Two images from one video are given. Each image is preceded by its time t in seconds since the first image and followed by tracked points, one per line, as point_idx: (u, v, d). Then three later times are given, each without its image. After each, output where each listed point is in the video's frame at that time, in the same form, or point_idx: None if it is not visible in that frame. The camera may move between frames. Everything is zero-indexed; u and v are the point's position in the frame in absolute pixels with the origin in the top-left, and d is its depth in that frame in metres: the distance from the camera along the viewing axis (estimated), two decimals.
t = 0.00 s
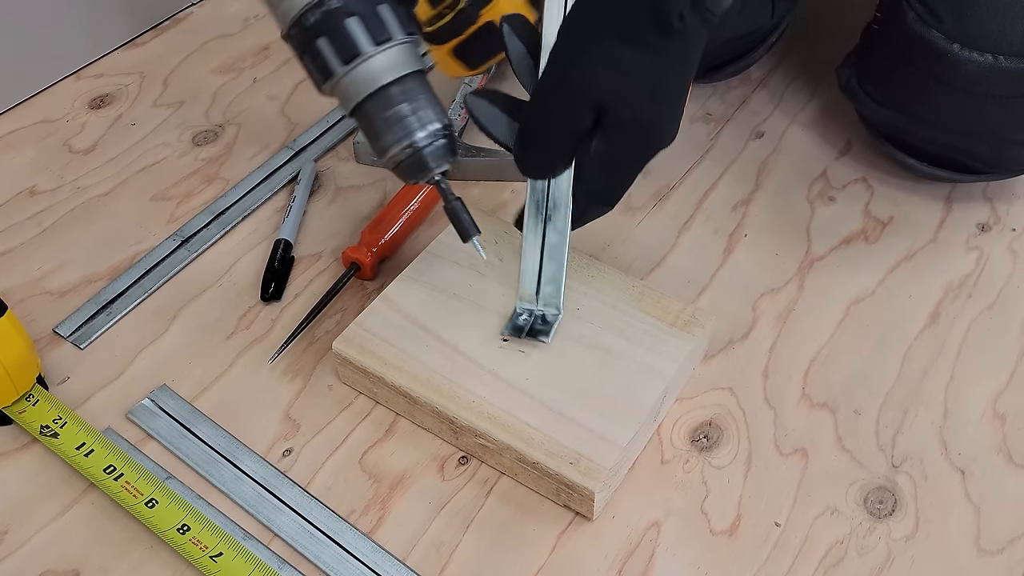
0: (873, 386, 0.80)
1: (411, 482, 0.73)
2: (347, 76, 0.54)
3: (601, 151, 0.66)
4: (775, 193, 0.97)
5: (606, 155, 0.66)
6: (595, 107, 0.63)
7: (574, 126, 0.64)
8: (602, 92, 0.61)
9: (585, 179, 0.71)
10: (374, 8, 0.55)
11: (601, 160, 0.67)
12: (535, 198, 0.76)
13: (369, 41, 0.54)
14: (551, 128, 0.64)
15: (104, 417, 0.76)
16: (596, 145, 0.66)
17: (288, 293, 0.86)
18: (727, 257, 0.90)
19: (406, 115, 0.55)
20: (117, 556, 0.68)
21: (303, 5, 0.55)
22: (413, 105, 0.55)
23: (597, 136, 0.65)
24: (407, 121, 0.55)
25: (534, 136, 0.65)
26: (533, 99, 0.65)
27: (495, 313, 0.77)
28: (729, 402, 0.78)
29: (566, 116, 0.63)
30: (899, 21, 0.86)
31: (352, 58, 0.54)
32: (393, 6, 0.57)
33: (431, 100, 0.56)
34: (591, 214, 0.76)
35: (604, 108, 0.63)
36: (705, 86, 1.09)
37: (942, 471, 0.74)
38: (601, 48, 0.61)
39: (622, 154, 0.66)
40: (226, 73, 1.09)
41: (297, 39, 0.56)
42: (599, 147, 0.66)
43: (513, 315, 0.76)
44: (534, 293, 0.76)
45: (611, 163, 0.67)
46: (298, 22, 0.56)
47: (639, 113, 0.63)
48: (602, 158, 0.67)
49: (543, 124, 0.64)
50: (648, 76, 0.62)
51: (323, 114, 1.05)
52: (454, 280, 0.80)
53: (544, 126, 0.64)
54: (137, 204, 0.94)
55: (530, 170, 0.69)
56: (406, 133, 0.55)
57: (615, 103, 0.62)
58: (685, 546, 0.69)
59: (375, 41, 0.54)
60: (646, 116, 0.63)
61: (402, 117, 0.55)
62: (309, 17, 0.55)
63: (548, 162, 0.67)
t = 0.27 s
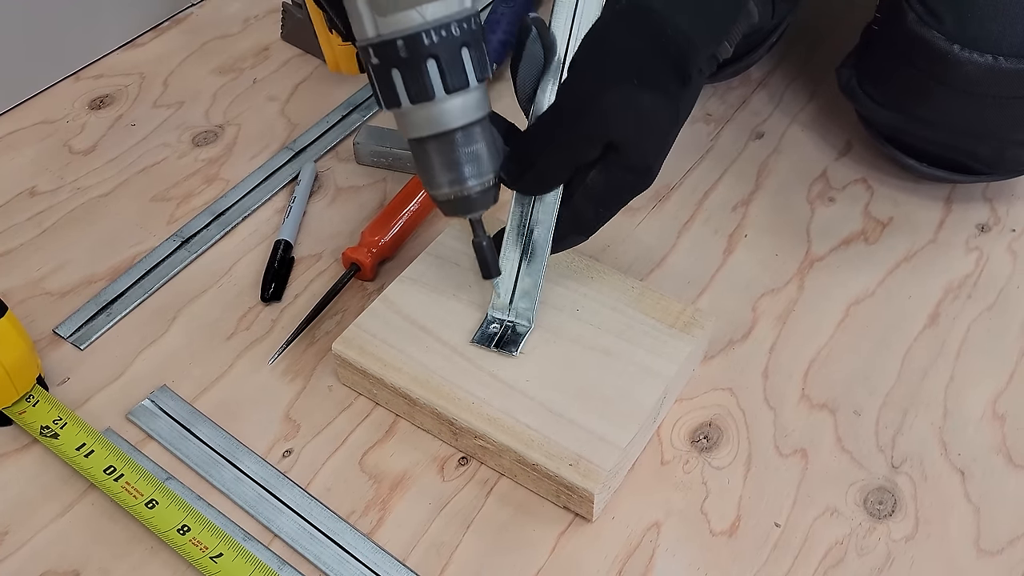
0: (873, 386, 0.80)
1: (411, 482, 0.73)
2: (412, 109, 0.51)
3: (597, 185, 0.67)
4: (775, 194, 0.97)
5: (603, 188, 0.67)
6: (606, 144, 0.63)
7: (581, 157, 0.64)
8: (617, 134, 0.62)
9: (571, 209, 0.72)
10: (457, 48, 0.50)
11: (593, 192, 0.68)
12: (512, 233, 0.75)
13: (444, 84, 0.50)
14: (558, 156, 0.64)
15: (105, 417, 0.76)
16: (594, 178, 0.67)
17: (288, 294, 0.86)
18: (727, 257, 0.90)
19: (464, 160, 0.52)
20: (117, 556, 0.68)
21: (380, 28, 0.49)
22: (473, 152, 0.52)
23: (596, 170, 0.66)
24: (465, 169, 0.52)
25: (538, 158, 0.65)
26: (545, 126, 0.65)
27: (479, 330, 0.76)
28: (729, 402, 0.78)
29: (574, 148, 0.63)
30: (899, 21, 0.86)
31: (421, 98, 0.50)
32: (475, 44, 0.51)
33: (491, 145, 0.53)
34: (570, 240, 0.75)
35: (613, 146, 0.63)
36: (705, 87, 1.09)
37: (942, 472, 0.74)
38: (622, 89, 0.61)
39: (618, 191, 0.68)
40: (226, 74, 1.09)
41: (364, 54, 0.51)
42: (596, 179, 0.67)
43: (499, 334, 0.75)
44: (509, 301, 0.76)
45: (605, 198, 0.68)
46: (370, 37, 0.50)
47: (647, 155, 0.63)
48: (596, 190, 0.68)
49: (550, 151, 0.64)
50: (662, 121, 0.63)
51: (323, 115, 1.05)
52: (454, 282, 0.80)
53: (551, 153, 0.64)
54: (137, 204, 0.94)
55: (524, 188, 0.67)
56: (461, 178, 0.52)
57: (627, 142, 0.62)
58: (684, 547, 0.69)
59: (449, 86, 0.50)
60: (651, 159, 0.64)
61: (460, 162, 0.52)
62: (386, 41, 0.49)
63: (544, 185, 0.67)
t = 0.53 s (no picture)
0: (871, 387, 0.80)
1: (410, 484, 0.73)
2: (441, 143, 0.55)
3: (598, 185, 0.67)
4: (774, 195, 0.97)
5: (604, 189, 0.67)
6: (608, 144, 0.63)
7: (584, 157, 0.64)
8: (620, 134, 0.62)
9: (571, 208, 0.72)
10: (489, 87, 0.54)
11: (594, 193, 0.68)
12: (513, 265, 0.74)
13: (475, 123, 0.54)
14: (562, 157, 0.64)
15: (103, 418, 0.77)
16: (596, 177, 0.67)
17: (287, 295, 0.86)
18: (726, 258, 0.90)
19: (486, 195, 0.57)
20: (116, 557, 0.68)
21: (416, 65, 0.53)
22: (495, 188, 0.57)
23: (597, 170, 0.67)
24: (487, 203, 0.57)
25: (542, 159, 0.65)
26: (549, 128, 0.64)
27: (478, 331, 0.76)
28: (728, 404, 0.78)
29: (578, 148, 0.64)
30: (898, 23, 0.86)
31: (453, 134, 0.54)
32: (504, 82, 0.56)
33: (512, 179, 0.58)
34: (570, 241, 0.74)
35: (615, 146, 0.64)
36: (704, 88, 1.09)
37: (941, 473, 0.74)
38: (624, 90, 0.62)
39: (619, 190, 0.68)
40: (225, 75, 1.10)
41: (397, 88, 0.54)
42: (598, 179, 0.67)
43: (497, 335, 0.75)
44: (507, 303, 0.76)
45: (606, 198, 0.69)
46: (405, 72, 0.54)
47: (648, 155, 0.64)
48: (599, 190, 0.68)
49: (555, 152, 0.64)
50: (663, 123, 0.63)
51: (322, 116, 1.05)
52: (453, 283, 0.80)
53: (556, 154, 0.64)
54: (136, 205, 0.94)
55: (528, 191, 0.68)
56: (482, 212, 0.57)
57: (629, 143, 0.63)
58: (682, 548, 0.69)
59: (478, 126, 0.55)
60: (652, 160, 0.64)
61: (483, 196, 0.57)
62: (421, 78, 0.53)
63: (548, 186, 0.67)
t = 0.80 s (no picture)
0: (870, 385, 0.80)
1: (408, 481, 0.73)
2: (466, 145, 0.56)
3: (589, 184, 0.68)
4: (772, 193, 0.97)
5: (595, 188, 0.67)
6: (597, 142, 0.64)
7: (574, 157, 0.65)
8: (607, 131, 0.62)
9: (565, 207, 0.71)
10: (522, 94, 0.55)
11: (586, 193, 0.69)
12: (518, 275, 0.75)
13: (503, 128, 0.56)
14: (552, 157, 0.65)
15: (102, 416, 0.77)
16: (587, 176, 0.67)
17: (286, 293, 0.87)
18: (725, 257, 0.90)
19: (500, 202, 0.59)
20: (115, 555, 0.68)
21: (455, 64, 0.53)
22: (510, 195, 0.59)
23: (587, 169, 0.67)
24: (501, 209, 0.59)
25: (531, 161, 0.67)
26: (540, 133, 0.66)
27: (477, 329, 0.76)
28: (726, 402, 0.78)
29: (566, 148, 0.64)
30: (897, 22, 0.86)
31: (481, 138, 0.56)
32: (535, 90, 0.57)
33: (526, 186, 0.60)
34: (566, 239, 0.74)
35: (604, 144, 0.64)
36: (703, 87, 1.09)
37: (939, 471, 0.74)
38: (610, 88, 0.62)
39: (610, 188, 0.67)
40: (224, 73, 1.10)
41: (430, 85, 0.55)
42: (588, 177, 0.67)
43: (496, 332, 0.75)
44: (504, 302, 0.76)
45: (598, 196, 0.68)
46: (442, 70, 0.54)
47: (636, 150, 0.63)
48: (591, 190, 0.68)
49: (543, 153, 0.66)
50: (650, 118, 0.63)
51: (321, 115, 1.05)
52: (451, 280, 0.80)
53: (545, 154, 0.65)
54: (135, 204, 0.94)
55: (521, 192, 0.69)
56: (494, 217, 0.59)
57: (616, 139, 0.63)
58: (681, 545, 0.69)
59: (506, 133, 0.56)
60: (641, 156, 0.63)
61: (497, 202, 0.59)
62: (458, 78, 0.53)
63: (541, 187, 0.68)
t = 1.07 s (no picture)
0: (867, 384, 0.80)
1: (406, 480, 0.73)
2: (472, 149, 0.56)
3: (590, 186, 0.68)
4: (770, 192, 0.97)
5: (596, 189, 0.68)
6: (597, 144, 0.64)
7: (575, 159, 0.65)
8: (607, 134, 0.62)
9: (565, 206, 0.71)
10: (528, 99, 0.56)
11: (585, 194, 0.69)
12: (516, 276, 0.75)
13: (509, 133, 0.56)
14: (553, 159, 0.65)
15: (100, 415, 0.77)
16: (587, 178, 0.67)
17: (284, 292, 0.87)
18: (723, 256, 0.90)
19: (503, 206, 0.59)
20: (112, 553, 0.68)
21: (462, 69, 0.53)
22: (514, 199, 0.59)
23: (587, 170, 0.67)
24: (504, 213, 0.59)
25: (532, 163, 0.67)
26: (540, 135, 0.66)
27: (474, 327, 0.76)
28: (724, 401, 0.78)
29: (566, 150, 0.64)
30: (895, 21, 0.86)
31: (486, 143, 0.56)
32: (539, 96, 0.57)
33: (528, 190, 0.60)
34: (564, 238, 0.74)
35: (604, 146, 0.64)
36: (701, 86, 1.09)
37: (936, 470, 0.74)
38: (610, 91, 0.62)
39: (609, 190, 0.68)
40: (223, 73, 1.10)
41: (436, 90, 0.54)
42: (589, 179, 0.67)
43: (493, 331, 0.75)
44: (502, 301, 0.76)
45: (597, 198, 0.69)
46: (449, 75, 0.54)
47: (635, 153, 0.63)
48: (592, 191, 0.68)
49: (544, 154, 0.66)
50: (650, 121, 0.62)
51: (319, 114, 1.05)
52: (449, 279, 0.80)
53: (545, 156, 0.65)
54: (134, 203, 0.94)
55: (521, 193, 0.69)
56: (497, 221, 0.59)
57: (616, 141, 0.63)
58: (678, 544, 0.69)
59: (510, 138, 0.56)
60: (641, 159, 0.63)
61: (500, 206, 0.59)
62: (465, 84, 0.53)
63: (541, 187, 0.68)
